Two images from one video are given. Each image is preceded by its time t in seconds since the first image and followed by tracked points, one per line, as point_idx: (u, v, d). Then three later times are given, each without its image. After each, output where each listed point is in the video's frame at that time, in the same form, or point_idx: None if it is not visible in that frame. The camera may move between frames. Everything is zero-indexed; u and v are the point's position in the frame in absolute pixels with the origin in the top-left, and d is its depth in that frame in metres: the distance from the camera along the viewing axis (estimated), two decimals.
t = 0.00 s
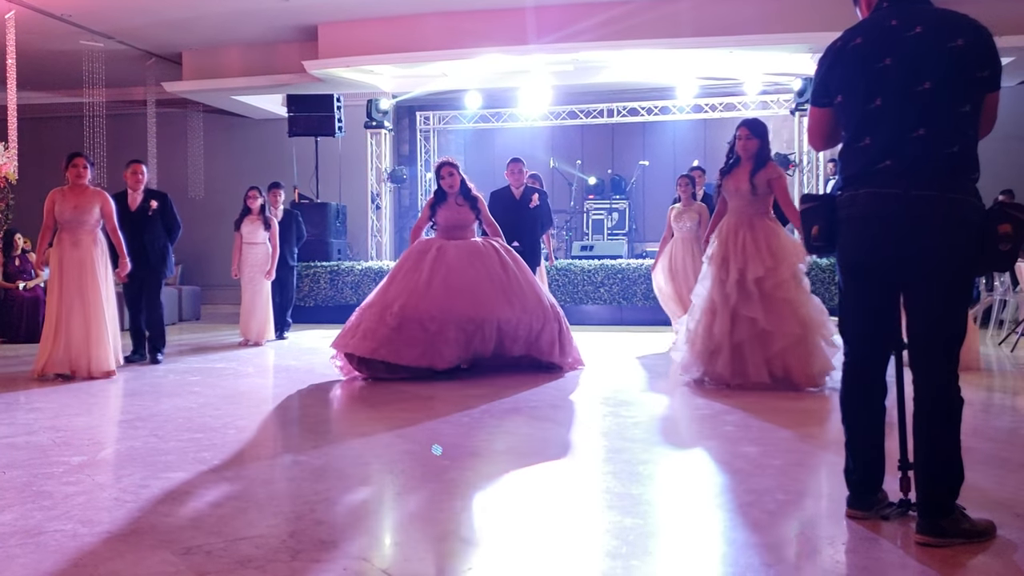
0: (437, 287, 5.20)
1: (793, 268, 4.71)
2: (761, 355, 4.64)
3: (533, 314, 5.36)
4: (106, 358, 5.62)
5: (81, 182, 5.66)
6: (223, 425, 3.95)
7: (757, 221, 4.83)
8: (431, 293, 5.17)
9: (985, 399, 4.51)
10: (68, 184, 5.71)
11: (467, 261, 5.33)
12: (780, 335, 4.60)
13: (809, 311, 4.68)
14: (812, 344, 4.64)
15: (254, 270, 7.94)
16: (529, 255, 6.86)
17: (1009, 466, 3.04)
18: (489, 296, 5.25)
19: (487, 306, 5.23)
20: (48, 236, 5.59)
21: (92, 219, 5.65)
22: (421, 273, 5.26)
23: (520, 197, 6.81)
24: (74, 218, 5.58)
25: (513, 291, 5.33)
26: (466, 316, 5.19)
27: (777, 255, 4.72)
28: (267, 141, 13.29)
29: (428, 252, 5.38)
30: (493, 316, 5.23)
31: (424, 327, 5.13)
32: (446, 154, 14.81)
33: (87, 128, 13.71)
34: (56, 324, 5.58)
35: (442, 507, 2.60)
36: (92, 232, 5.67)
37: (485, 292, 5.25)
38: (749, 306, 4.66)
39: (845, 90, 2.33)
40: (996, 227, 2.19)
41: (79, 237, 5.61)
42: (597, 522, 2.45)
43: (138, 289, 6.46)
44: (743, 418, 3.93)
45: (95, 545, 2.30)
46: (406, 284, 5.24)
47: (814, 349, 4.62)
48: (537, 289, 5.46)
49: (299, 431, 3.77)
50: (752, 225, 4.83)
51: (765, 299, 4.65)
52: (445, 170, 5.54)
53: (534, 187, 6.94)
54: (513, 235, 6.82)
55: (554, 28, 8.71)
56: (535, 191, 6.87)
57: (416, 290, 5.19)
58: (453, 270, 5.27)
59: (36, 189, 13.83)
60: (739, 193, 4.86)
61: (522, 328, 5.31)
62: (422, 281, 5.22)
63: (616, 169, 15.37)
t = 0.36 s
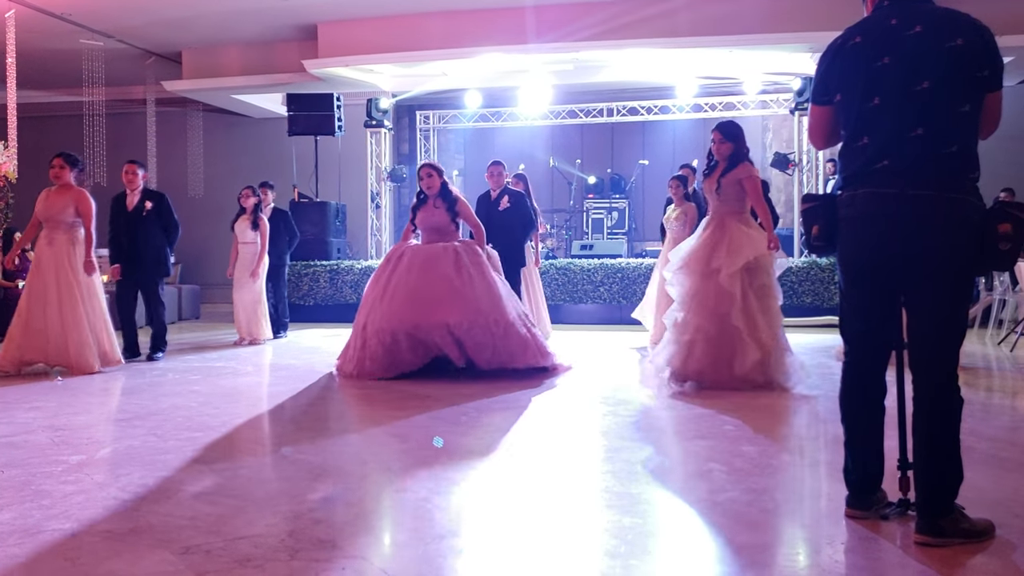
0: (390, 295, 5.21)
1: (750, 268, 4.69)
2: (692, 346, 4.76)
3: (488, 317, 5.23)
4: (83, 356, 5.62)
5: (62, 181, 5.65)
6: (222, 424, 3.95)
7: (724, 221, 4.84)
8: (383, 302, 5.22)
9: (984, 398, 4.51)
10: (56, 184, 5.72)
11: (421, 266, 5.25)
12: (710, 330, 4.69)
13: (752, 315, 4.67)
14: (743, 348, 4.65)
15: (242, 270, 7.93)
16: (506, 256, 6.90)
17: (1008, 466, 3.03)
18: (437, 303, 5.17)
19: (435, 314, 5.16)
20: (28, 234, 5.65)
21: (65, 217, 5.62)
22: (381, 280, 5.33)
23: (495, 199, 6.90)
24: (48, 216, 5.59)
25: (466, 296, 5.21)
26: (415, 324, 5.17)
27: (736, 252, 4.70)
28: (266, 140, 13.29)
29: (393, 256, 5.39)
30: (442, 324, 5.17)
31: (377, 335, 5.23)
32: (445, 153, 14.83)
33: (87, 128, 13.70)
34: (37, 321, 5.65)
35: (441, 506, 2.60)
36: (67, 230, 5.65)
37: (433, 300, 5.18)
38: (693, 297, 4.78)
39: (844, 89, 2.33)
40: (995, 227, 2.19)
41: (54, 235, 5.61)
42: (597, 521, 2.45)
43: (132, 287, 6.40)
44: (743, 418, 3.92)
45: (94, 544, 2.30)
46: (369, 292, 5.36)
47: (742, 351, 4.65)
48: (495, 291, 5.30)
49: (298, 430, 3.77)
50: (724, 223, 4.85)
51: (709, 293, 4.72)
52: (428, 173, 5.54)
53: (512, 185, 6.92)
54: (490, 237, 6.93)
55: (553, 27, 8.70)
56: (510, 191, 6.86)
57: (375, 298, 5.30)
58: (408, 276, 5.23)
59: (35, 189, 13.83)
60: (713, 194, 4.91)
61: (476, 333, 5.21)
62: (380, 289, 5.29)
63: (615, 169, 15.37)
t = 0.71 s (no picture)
0: (337, 300, 5.17)
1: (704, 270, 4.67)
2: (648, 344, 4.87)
3: (420, 336, 5.03)
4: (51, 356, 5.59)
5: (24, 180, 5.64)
6: (223, 425, 3.95)
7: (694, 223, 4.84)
8: (331, 306, 5.20)
9: (985, 401, 4.51)
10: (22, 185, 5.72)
11: (364, 275, 5.11)
12: (662, 331, 4.72)
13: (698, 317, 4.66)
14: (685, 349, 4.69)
15: (228, 274, 7.91)
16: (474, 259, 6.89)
17: (1008, 468, 3.04)
18: (368, 318, 5.02)
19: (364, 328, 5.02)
20: None
21: (24, 217, 5.59)
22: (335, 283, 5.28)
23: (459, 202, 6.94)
24: (8, 218, 5.59)
25: (397, 313, 5.01)
26: (349, 334, 5.08)
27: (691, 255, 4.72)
28: (267, 141, 13.30)
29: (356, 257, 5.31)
30: (373, 338, 5.03)
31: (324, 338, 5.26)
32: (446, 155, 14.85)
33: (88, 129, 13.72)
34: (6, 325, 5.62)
35: (442, 508, 2.60)
36: (26, 230, 5.62)
37: (364, 314, 5.03)
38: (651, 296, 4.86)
39: (847, 91, 2.34)
40: (997, 230, 2.19)
41: (17, 236, 5.61)
42: (598, 523, 2.45)
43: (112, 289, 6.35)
44: (744, 420, 3.92)
45: (96, 545, 2.31)
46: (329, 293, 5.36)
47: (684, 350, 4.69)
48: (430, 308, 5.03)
49: (300, 431, 3.77)
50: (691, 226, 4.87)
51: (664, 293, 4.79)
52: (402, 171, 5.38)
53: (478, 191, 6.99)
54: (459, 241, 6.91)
55: (555, 29, 8.70)
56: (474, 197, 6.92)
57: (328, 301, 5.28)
58: (353, 284, 5.13)
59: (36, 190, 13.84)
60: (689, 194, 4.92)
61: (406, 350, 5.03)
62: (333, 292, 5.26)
63: (617, 170, 15.37)
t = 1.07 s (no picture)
0: (314, 269, 5.16)
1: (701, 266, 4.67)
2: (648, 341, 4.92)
3: (380, 321, 4.99)
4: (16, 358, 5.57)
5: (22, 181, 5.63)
6: (227, 427, 3.96)
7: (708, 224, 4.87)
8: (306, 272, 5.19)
9: (990, 404, 4.50)
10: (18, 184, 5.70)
11: (349, 252, 5.13)
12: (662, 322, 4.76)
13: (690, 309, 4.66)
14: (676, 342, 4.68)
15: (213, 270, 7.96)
16: (462, 257, 6.89)
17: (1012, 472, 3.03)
18: (336, 289, 4.99)
19: (329, 296, 4.98)
20: None
21: (22, 217, 5.58)
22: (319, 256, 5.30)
23: (450, 199, 6.99)
24: (5, 218, 5.57)
25: (367, 292, 4.98)
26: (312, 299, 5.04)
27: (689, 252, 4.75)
28: (272, 143, 13.33)
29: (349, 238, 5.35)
30: (333, 310, 4.97)
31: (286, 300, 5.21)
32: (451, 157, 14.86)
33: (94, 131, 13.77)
34: None
35: (446, 510, 2.60)
36: (25, 230, 5.60)
37: (335, 283, 5.01)
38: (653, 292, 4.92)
39: (852, 94, 2.34)
40: (1004, 233, 2.19)
41: (15, 236, 5.59)
42: (602, 525, 2.45)
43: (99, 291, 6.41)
44: (748, 423, 3.91)
45: (101, 546, 2.31)
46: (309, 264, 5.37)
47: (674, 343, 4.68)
48: (400, 296, 5.04)
49: (304, 433, 3.78)
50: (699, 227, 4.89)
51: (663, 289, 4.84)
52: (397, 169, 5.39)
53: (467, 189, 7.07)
54: (446, 238, 6.91)
55: (559, 31, 8.70)
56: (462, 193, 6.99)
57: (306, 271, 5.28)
58: (335, 258, 5.14)
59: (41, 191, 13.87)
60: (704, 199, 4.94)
61: (363, 329, 4.98)
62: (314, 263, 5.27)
63: (621, 173, 15.36)
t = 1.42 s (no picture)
0: (326, 270, 5.14)
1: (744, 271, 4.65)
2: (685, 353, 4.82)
3: (394, 324, 5.00)
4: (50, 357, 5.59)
5: (43, 183, 5.63)
6: (227, 427, 3.96)
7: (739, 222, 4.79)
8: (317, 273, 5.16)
9: (990, 405, 4.50)
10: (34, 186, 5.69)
11: (363, 254, 5.12)
12: (733, 332, 4.64)
13: (742, 317, 4.65)
14: (731, 348, 4.64)
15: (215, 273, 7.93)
16: (477, 262, 6.93)
17: (1012, 473, 3.03)
18: (352, 290, 4.98)
19: (345, 297, 4.97)
20: (11, 235, 5.65)
21: (44, 219, 5.57)
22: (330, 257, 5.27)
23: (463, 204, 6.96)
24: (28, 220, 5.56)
25: (383, 295, 4.99)
26: (326, 300, 5.01)
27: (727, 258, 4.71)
28: (273, 144, 13.34)
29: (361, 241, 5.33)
30: (344, 310, 4.96)
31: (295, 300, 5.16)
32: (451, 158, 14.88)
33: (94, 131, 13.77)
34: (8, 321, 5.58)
35: (445, 510, 2.61)
36: (47, 232, 5.61)
37: (351, 284, 5.00)
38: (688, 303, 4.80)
39: (850, 95, 2.34)
40: (1003, 234, 2.19)
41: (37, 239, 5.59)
42: (601, 526, 2.46)
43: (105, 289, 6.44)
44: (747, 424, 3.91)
45: (102, 546, 2.32)
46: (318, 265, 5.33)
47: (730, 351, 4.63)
48: (416, 299, 5.05)
49: (303, 434, 3.79)
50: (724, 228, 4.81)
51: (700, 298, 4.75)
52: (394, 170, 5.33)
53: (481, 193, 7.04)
54: (460, 244, 6.92)
55: (560, 32, 8.70)
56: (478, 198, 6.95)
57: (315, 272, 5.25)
58: (346, 262, 5.12)
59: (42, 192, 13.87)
60: (722, 198, 4.83)
61: (377, 330, 4.97)
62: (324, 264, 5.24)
63: (621, 174, 15.36)
